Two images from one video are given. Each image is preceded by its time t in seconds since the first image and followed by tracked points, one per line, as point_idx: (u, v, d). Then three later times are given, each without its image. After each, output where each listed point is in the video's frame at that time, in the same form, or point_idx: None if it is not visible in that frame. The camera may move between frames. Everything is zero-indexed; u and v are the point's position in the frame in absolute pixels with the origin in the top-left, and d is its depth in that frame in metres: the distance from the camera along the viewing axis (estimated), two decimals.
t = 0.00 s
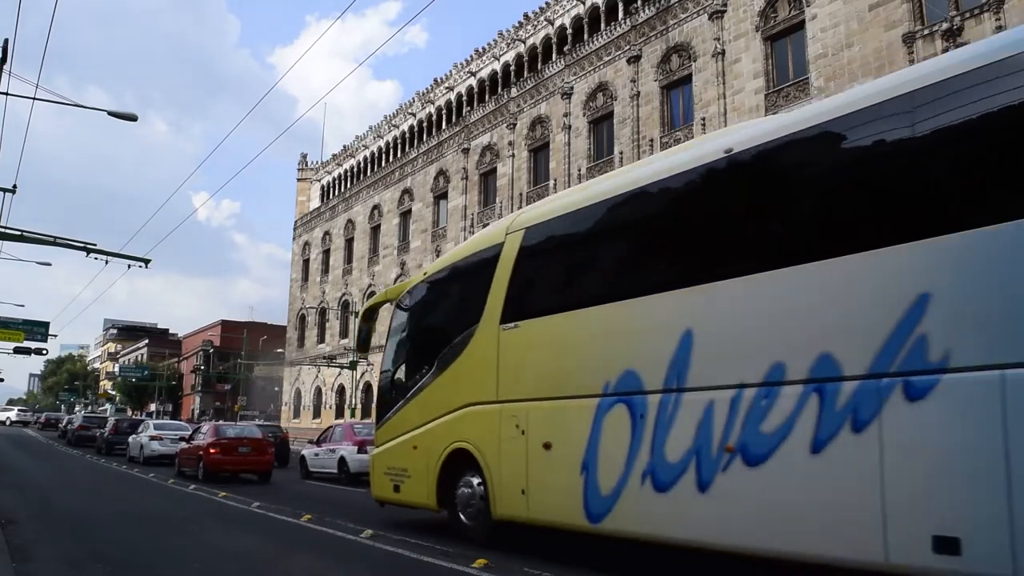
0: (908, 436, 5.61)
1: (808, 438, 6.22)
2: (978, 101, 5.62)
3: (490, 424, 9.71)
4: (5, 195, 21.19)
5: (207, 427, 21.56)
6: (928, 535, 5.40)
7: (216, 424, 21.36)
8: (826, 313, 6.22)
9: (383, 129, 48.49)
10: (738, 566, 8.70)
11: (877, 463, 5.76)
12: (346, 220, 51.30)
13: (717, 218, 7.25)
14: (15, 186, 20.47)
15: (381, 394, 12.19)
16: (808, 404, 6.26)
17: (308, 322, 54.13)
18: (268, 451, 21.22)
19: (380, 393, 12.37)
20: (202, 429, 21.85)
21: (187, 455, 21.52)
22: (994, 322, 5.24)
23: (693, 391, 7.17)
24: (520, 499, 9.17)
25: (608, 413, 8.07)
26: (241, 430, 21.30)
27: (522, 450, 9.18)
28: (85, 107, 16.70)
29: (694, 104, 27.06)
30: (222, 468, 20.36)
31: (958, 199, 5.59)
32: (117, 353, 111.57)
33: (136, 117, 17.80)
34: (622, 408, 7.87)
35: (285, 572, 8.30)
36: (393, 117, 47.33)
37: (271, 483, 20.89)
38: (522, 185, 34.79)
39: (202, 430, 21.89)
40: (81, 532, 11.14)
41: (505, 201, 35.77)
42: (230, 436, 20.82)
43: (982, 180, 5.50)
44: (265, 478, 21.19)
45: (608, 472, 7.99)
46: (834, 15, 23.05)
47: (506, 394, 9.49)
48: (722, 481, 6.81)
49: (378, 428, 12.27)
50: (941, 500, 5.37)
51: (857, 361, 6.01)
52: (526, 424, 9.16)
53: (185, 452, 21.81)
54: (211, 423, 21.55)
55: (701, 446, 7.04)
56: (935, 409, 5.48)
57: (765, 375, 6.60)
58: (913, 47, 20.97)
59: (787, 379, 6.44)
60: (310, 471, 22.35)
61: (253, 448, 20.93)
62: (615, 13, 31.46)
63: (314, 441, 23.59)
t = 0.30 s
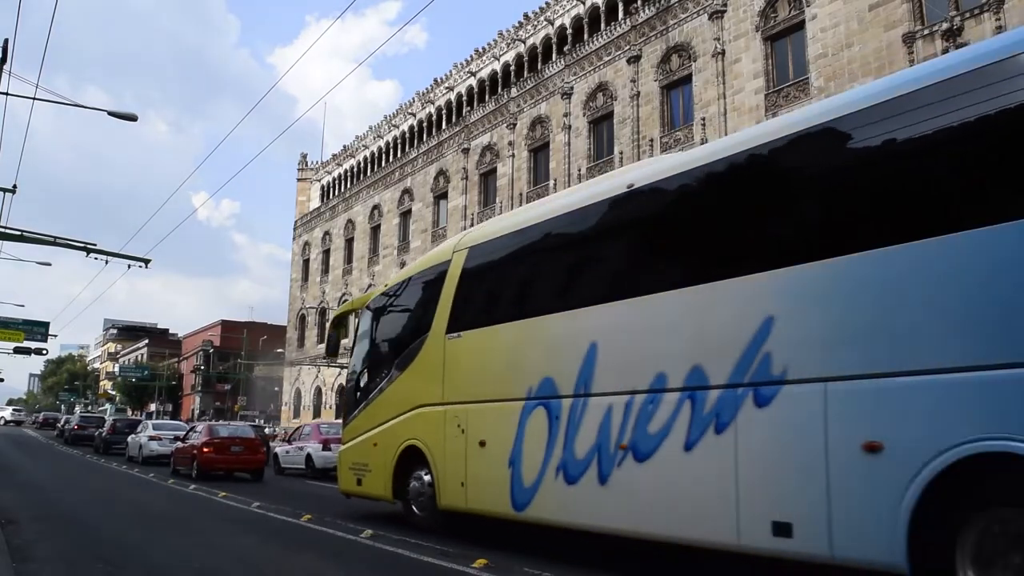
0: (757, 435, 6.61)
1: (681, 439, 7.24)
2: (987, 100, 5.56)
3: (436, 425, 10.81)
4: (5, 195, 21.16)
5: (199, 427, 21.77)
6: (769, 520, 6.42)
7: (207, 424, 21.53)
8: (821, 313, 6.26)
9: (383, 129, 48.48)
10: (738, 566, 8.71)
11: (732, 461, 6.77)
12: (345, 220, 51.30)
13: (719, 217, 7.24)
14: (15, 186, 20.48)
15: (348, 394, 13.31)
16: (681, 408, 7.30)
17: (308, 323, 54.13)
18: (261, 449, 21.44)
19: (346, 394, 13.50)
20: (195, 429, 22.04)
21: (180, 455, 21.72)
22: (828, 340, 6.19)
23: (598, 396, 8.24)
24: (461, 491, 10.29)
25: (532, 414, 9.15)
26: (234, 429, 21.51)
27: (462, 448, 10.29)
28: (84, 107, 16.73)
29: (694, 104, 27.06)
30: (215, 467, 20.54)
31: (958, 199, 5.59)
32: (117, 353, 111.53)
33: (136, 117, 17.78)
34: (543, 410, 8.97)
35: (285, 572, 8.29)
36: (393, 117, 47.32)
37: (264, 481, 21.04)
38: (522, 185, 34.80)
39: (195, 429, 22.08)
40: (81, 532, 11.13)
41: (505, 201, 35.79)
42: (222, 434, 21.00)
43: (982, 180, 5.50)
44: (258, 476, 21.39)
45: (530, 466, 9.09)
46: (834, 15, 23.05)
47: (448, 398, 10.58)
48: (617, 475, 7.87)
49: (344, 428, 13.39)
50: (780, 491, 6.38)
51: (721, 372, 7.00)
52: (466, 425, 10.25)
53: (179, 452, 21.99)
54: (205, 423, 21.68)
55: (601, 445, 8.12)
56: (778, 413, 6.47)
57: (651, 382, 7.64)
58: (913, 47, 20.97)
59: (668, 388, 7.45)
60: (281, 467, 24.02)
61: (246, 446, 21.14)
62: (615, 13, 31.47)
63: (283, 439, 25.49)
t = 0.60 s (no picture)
0: (654, 436, 7.59)
1: (594, 439, 8.24)
2: (994, 99, 5.53)
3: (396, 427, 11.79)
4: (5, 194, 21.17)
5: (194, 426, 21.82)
6: (663, 509, 7.40)
7: (202, 423, 21.57)
8: (808, 314, 6.37)
9: (383, 129, 48.50)
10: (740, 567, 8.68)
11: (632, 457, 7.78)
12: (345, 220, 51.30)
13: (722, 216, 7.23)
14: (14, 186, 20.49)
15: (320, 398, 14.16)
16: (596, 411, 8.29)
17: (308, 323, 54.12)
18: (255, 447, 21.53)
19: (318, 397, 14.45)
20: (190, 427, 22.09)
21: (176, 455, 21.77)
22: (710, 353, 7.13)
23: (529, 400, 9.23)
24: (416, 486, 11.24)
25: (475, 416, 10.14)
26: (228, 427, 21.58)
27: (418, 446, 11.26)
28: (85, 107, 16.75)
29: (694, 104, 27.07)
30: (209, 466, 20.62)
31: (958, 199, 5.59)
32: (116, 354, 111.46)
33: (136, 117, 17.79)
34: (485, 413, 9.96)
35: (285, 572, 8.29)
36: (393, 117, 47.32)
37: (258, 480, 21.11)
38: (522, 185, 34.81)
39: (190, 429, 22.13)
40: (80, 532, 11.12)
41: (505, 201, 35.79)
42: (217, 434, 21.06)
43: (983, 180, 5.49)
44: (252, 475, 21.47)
45: (473, 463, 10.07)
46: (834, 15, 23.05)
47: (407, 401, 11.55)
48: (544, 471, 8.86)
49: (316, 428, 14.35)
50: (671, 483, 7.36)
51: (625, 380, 7.98)
52: (421, 425, 11.21)
53: (174, 451, 22.04)
54: (199, 423, 21.70)
55: (531, 444, 9.12)
56: (669, 417, 7.43)
57: (572, 388, 8.62)
58: (913, 47, 20.97)
59: (584, 393, 8.46)
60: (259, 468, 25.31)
61: (240, 446, 21.23)
62: (615, 13, 31.48)
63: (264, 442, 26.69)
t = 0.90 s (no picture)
0: (586, 436, 8.39)
1: (537, 438, 9.02)
2: (999, 97, 5.50)
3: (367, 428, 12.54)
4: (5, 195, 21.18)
5: (190, 425, 21.85)
6: (595, 502, 8.18)
7: (199, 423, 21.60)
8: (791, 316, 6.49)
9: (383, 128, 48.50)
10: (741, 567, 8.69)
11: (570, 454, 8.57)
12: (345, 220, 51.30)
13: (723, 214, 7.21)
14: (13, 186, 20.52)
15: (301, 399, 14.77)
16: (538, 414, 9.08)
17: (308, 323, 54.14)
18: (250, 448, 21.56)
19: (297, 399, 15.17)
20: (187, 427, 22.11)
21: (173, 455, 21.79)
22: (635, 361, 7.89)
23: (482, 403, 9.99)
24: (385, 482, 11.97)
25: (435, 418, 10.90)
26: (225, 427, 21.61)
27: (386, 445, 12.00)
28: (85, 107, 16.79)
29: (693, 104, 27.08)
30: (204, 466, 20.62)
31: (957, 199, 5.59)
32: (116, 354, 111.42)
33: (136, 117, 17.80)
34: (444, 415, 10.72)
35: (284, 572, 8.27)
36: (393, 117, 47.33)
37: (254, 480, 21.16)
38: (522, 185, 34.82)
39: (187, 429, 22.15)
40: (80, 532, 11.11)
41: (505, 201, 35.81)
42: (214, 434, 21.09)
43: (981, 180, 5.49)
44: (248, 475, 21.48)
45: (435, 461, 10.83)
46: (834, 15, 23.04)
47: (376, 403, 12.30)
48: (495, 468, 9.65)
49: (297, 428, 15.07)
50: (601, 478, 8.16)
51: (564, 384, 8.76)
52: (389, 425, 11.98)
53: (171, 452, 22.06)
54: (196, 422, 21.72)
55: (484, 442, 9.88)
56: (601, 419, 8.22)
57: (519, 392, 9.39)
58: (913, 47, 20.98)
59: (529, 396, 9.25)
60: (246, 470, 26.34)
61: (236, 446, 21.25)
62: (615, 13, 31.49)
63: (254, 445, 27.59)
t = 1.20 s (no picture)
0: (527, 435, 9.22)
1: (485, 437, 9.85)
2: (938, 122, 5.83)
3: (345, 428, 13.29)
4: (5, 194, 21.17)
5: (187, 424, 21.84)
6: (532, 495, 9.02)
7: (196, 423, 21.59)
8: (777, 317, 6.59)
9: (383, 129, 48.51)
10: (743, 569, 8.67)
11: (512, 452, 9.41)
12: (345, 220, 51.29)
13: (727, 214, 7.19)
14: (12, 186, 20.52)
15: (283, 398, 15.45)
16: (486, 415, 9.89)
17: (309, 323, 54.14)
18: (247, 446, 21.61)
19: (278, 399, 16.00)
20: (184, 425, 22.10)
21: (170, 454, 21.81)
22: (569, 368, 8.69)
23: (438, 404, 10.80)
24: (357, 477, 12.81)
25: (399, 419, 11.74)
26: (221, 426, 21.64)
27: (358, 443, 12.85)
28: (84, 107, 16.81)
29: (694, 104, 27.07)
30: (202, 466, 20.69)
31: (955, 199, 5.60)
32: (116, 354, 111.38)
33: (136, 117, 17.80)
34: (406, 415, 11.55)
35: (284, 573, 8.27)
36: (393, 117, 47.34)
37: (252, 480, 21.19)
38: (522, 185, 34.81)
39: (183, 427, 22.15)
40: (80, 532, 11.10)
41: (505, 201, 35.80)
42: (210, 433, 21.10)
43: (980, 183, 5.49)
44: (244, 473, 21.57)
45: (399, 459, 11.66)
46: (834, 15, 23.03)
47: (353, 403, 13.07)
48: (449, 464, 10.48)
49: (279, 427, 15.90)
50: (538, 473, 9.00)
51: (508, 388, 9.57)
52: (360, 425, 12.83)
53: (168, 451, 22.08)
54: (193, 422, 21.74)
55: (440, 441, 10.70)
56: (540, 420, 9.04)
57: (470, 395, 10.19)
58: (913, 47, 20.97)
59: (478, 399, 10.06)
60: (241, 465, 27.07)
61: (233, 445, 21.28)
62: (615, 13, 31.50)
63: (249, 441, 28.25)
